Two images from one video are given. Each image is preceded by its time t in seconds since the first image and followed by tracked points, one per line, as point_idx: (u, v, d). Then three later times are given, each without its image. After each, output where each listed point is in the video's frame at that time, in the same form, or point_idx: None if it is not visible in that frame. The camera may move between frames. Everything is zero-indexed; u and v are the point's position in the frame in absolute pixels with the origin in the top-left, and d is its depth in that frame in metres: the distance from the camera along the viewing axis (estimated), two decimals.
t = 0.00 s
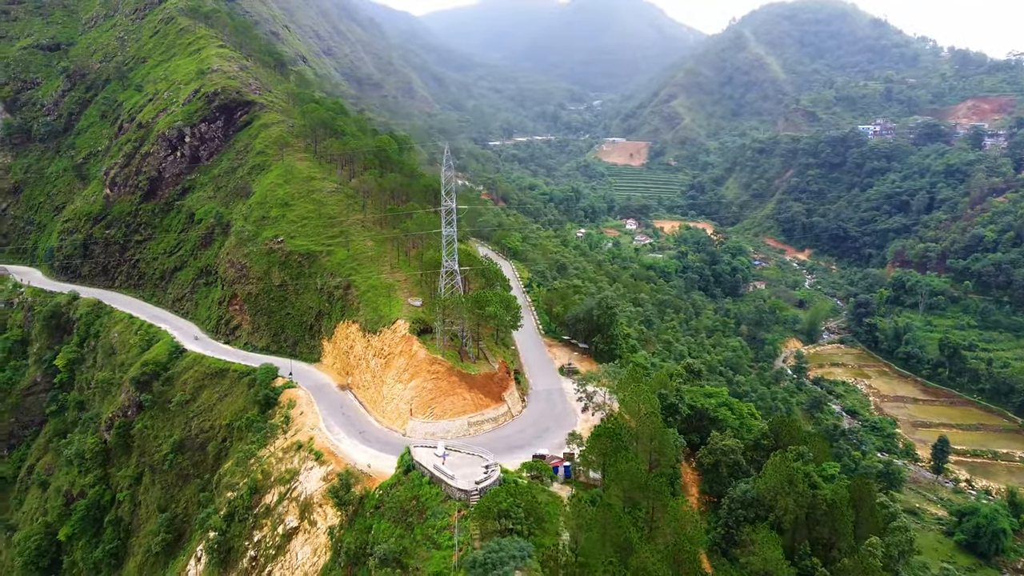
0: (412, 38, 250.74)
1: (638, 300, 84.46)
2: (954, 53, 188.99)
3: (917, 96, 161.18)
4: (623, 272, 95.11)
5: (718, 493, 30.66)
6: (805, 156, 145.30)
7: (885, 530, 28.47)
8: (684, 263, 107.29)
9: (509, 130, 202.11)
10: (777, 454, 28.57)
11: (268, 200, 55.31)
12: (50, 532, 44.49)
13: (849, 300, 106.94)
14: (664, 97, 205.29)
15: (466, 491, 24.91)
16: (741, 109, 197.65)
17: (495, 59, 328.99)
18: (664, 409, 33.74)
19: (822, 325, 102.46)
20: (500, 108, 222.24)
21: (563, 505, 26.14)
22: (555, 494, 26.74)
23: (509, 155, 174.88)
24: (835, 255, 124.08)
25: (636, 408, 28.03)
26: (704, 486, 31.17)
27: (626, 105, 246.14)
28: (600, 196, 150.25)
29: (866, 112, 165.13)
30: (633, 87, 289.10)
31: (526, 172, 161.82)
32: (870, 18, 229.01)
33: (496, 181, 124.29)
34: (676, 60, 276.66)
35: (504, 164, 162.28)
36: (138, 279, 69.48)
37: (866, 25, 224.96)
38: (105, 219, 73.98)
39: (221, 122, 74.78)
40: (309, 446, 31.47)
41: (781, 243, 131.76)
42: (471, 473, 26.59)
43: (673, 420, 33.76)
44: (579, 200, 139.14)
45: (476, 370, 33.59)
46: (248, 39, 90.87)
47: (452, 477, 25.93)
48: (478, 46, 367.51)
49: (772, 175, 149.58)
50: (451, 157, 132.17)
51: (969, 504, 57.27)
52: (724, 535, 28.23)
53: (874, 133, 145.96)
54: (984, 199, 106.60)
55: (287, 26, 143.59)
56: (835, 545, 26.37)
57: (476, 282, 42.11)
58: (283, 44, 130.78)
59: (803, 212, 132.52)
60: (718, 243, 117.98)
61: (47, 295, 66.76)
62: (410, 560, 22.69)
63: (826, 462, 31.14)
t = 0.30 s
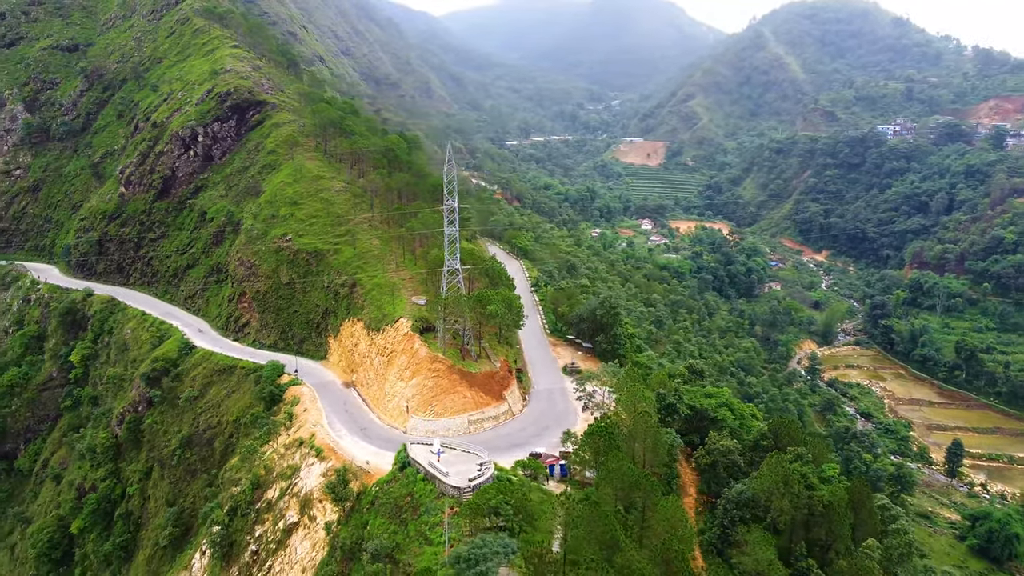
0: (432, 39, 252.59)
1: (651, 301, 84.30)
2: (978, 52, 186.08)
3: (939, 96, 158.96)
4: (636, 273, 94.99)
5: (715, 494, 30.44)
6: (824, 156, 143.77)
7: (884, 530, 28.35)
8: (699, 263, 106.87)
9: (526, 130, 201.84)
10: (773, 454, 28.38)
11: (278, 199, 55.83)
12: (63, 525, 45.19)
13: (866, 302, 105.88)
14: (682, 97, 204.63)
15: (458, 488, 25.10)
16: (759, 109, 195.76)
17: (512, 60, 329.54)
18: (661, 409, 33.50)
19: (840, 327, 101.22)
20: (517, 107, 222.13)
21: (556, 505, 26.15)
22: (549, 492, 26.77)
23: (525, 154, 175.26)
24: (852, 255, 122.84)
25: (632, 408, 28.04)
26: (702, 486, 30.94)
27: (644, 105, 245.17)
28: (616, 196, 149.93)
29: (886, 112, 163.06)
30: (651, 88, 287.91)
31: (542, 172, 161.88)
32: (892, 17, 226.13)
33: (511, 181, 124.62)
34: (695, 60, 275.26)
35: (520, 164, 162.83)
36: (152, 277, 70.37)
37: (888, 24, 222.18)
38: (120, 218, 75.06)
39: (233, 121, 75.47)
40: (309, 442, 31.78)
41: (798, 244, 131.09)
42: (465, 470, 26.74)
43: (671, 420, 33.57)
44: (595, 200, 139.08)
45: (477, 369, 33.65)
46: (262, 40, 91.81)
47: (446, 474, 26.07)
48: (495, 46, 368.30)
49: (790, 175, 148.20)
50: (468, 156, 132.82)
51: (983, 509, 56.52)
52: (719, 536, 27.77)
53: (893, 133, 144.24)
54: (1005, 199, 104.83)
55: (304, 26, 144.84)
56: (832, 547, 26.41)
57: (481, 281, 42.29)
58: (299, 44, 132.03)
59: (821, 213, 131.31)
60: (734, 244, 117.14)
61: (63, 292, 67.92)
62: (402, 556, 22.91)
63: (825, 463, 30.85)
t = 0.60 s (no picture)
0: (453, 39, 253.81)
1: (665, 301, 84.08)
2: (1005, 51, 182.84)
3: (963, 96, 156.48)
4: (650, 273, 94.77)
5: (711, 495, 30.36)
6: (844, 156, 141.58)
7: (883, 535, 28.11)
8: (715, 264, 106.36)
9: (545, 130, 201.45)
10: (769, 456, 28.31)
11: (288, 197, 56.36)
12: (76, 517, 45.98)
13: (884, 304, 104.68)
14: (703, 97, 203.54)
15: (451, 484, 25.25)
16: (780, 108, 193.05)
17: (531, 60, 329.53)
18: (659, 409, 33.41)
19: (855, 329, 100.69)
20: (535, 107, 222.63)
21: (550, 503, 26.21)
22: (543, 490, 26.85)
23: (543, 154, 175.51)
24: (872, 257, 121.41)
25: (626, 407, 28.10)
26: (699, 487, 30.86)
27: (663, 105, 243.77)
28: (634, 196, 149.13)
29: (908, 112, 160.64)
30: (672, 87, 286.44)
31: (560, 172, 161.08)
32: (917, 16, 222.87)
33: (528, 181, 124.80)
34: (716, 60, 273.22)
35: (538, 164, 163.04)
36: (167, 274, 71.35)
37: (912, 23, 218.96)
38: (137, 216, 76.22)
39: (247, 121, 76.20)
40: (310, 438, 32.14)
41: (817, 245, 129.41)
42: (459, 468, 26.85)
43: (670, 420, 33.47)
44: (612, 200, 138.88)
45: (479, 367, 33.79)
46: (277, 40, 92.80)
47: (439, 471, 26.21)
48: (515, 47, 368.67)
49: (810, 175, 146.03)
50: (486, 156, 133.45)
51: (999, 514, 55.83)
52: (714, 536, 27.73)
53: (915, 133, 142.43)
54: None
55: (322, 26, 146.00)
56: (828, 549, 26.31)
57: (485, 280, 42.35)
58: (317, 45, 133.42)
59: (841, 214, 129.51)
60: (752, 244, 116.17)
61: (81, 288, 69.16)
62: (394, 551, 23.10)
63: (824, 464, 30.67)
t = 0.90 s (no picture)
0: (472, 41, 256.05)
1: (678, 303, 84.01)
2: None
3: (988, 95, 153.64)
4: (665, 273, 94.60)
5: (709, 495, 30.26)
6: (864, 157, 138.49)
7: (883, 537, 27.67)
8: (731, 265, 105.92)
9: (565, 129, 206.40)
10: (764, 455, 28.11)
11: (298, 196, 56.89)
12: (90, 510, 46.73)
13: (903, 306, 103.54)
14: (723, 97, 202.29)
15: (443, 481, 25.20)
16: (801, 109, 187.34)
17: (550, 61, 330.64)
18: (657, 409, 33.29)
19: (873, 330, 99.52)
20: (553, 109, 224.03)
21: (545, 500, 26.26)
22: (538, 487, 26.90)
23: (561, 154, 175.65)
24: (892, 259, 119.96)
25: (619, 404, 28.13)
26: (698, 487, 30.74)
27: (682, 105, 242.03)
28: (651, 196, 149.43)
29: (931, 112, 158.12)
30: (693, 87, 284.98)
31: (578, 172, 162.29)
32: (942, 14, 219.08)
33: (545, 182, 124.79)
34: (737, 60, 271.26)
35: (555, 164, 163.03)
36: (181, 271, 72.30)
37: (938, 21, 215.33)
38: (153, 214, 77.31)
39: (260, 121, 76.87)
40: (312, 434, 32.49)
41: (836, 246, 129.40)
42: (452, 464, 26.81)
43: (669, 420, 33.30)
44: (628, 200, 138.73)
45: (480, 366, 33.91)
46: (292, 40, 93.68)
47: (432, 468, 26.19)
48: (534, 48, 369.14)
49: (831, 176, 143.67)
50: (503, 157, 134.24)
51: (1014, 519, 54.92)
52: (709, 536, 27.60)
53: (938, 133, 140.55)
54: None
55: (340, 27, 147.12)
56: (824, 551, 25.97)
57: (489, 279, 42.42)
58: (335, 45, 134.84)
59: (861, 215, 128.01)
60: (769, 245, 115.69)
61: (98, 285, 70.34)
62: (386, 545, 23.25)
63: (825, 467, 30.24)
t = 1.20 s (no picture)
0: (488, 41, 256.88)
1: (691, 303, 83.75)
2: None
3: (1011, 95, 150.89)
4: (678, 274, 94.30)
5: (706, 495, 30.11)
6: (883, 156, 136.99)
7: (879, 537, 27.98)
8: (745, 265, 105.43)
9: (582, 129, 207.86)
10: (760, 455, 27.89)
11: (307, 195, 57.36)
12: (102, 504, 47.49)
13: (920, 307, 102.35)
14: (741, 96, 200.81)
15: (437, 478, 25.35)
16: (820, 108, 186.05)
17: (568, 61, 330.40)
18: (656, 410, 33.27)
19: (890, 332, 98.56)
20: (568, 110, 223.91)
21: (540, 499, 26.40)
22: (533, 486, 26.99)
23: (577, 155, 175.70)
24: (911, 260, 118.49)
25: (613, 402, 28.19)
26: (695, 487, 30.53)
27: (700, 105, 240.05)
28: (666, 196, 149.19)
29: (952, 112, 155.74)
30: (712, 87, 283.32)
31: (596, 172, 162.40)
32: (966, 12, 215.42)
33: (559, 181, 124.86)
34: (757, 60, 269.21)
35: (571, 164, 162.98)
36: (194, 269, 73.17)
37: (961, 20, 211.89)
38: (167, 212, 78.30)
39: (272, 120, 77.53)
40: (313, 431, 32.80)
41: (855, 248, 127.65)
42: (447, 461, 26.95)
43: (669, 420, 33.28)
44: (644, 200, 138.37)
45: (481, 364, 34.04)
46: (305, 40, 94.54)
47: (427, 465, 26.35)
48: (553, 48, 368.82)
49: (849, 176, 141.73)
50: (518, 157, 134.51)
51: None
52: (704, 537, 27.39)
53: (959, 133, 138.47)
54: None
55: (356, 27, 148.12)
56: (820, 553, 26.16)
57: (493, 278, 42.45)
58: (352, 45, 135.92)
59: (880, 216, 126.61)
60: (785, 245, 115.02)
61: (113, 282, 71.40)
62: (380, 541, 23.50)
63: (823, 467, 30.32)
